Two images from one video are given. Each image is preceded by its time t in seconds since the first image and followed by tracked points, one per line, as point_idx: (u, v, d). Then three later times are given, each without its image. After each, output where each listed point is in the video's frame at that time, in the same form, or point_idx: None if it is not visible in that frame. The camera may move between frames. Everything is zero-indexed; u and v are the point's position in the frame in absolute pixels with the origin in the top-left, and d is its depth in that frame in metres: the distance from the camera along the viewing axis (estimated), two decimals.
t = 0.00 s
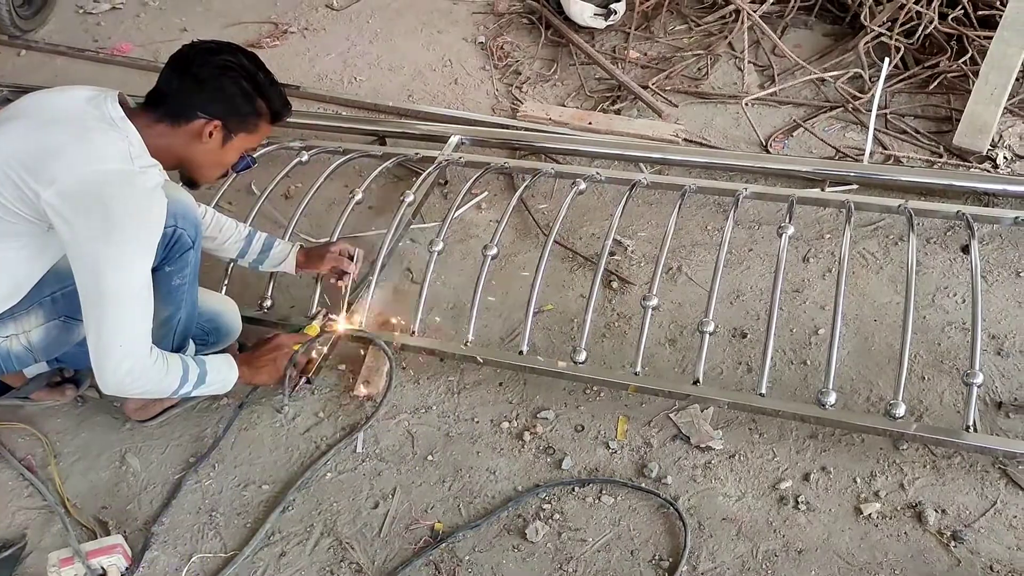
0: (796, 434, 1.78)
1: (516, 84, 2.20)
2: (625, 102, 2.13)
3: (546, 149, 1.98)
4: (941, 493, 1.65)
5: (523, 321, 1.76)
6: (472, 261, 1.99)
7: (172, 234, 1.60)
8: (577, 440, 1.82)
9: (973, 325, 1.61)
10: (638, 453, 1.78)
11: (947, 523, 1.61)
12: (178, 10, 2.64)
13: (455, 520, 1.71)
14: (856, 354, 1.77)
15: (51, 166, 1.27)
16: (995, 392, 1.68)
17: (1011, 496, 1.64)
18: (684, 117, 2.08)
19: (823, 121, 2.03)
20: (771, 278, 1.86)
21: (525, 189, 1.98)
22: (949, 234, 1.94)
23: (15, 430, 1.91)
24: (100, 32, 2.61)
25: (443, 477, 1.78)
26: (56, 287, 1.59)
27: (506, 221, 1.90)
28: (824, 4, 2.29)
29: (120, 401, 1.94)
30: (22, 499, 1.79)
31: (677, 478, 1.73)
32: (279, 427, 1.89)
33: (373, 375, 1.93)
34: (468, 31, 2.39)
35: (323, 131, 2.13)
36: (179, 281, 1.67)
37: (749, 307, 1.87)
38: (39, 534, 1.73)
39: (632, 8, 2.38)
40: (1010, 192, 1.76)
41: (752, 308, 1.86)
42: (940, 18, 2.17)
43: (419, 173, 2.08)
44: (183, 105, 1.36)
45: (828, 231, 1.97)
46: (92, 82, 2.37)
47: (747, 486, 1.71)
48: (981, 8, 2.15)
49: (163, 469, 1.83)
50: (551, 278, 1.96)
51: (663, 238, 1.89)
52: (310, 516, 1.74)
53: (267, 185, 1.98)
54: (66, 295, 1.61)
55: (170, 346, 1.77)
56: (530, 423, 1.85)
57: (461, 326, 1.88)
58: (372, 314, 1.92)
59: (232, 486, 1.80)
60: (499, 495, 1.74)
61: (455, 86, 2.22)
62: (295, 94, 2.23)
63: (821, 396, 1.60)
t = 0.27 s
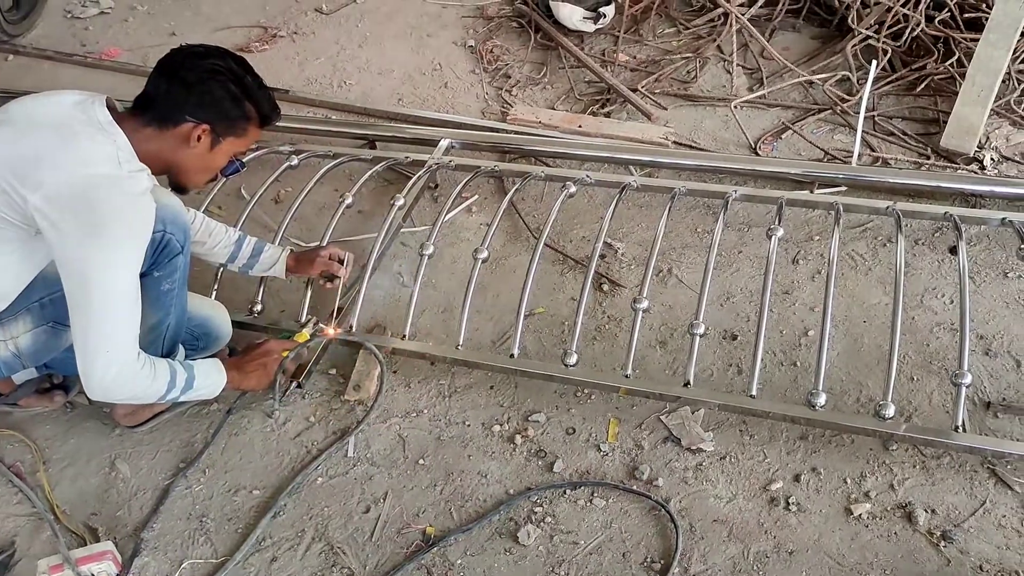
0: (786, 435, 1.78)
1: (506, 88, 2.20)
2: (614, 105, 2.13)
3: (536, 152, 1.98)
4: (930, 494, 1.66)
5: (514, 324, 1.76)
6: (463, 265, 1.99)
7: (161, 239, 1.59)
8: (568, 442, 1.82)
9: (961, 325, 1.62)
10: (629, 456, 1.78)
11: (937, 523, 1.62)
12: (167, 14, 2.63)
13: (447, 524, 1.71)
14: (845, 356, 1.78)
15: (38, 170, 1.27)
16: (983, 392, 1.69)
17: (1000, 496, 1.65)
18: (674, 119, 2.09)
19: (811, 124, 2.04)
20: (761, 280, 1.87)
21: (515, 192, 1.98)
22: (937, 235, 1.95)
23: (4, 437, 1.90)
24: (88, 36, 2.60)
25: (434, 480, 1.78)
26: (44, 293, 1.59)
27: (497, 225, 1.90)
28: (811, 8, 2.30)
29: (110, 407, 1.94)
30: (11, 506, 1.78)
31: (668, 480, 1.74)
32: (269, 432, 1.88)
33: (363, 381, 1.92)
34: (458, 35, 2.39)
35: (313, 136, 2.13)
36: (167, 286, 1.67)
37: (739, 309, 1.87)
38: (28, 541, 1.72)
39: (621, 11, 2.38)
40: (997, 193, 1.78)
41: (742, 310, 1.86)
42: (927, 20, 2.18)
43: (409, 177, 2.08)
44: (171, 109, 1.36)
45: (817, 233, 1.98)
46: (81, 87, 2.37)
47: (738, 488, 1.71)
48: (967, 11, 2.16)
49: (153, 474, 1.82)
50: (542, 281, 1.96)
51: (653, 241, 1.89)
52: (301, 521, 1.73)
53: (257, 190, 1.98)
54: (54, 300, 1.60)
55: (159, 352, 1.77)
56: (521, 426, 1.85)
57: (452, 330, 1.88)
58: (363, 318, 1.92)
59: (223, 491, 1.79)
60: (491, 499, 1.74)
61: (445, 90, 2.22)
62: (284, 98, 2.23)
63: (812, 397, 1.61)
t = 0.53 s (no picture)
0: (772, 436, 1.79)
1: (491, 92, 2.20)
2: (599, 109, 2.14)
3: (521, 157, 1.99)
4: (916, 493, 1.67)
5: (501, 328, 1.76)
6: (449, 269, 1.99)
7: (145, 247, 1.59)
8: (556, 446, 1.82)
9: (944, 325, 1.63)
10: (617, 459, 1.79)
11: (923, 522, 1.63)
12: (151, 21, 2.62)
13: (435, 529, 1.71)
14: (830, 356, 1.79)
15: (20, 179, 1.26)
16: (967, 392, 1.70)
17: (985, 495, 1.66)
18: (659, 123, 2.10)
19: (795, 126, 2.05)
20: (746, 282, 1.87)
21: (501, 196, 1.99)
22: (920, 236, 1.96)
23: None
24: (72, 43, 2.59)
25: (422, 486, 1.78)
26: (27, 301, 1.58)
27: (482, 229, 1.90)
28: (794, 11, 2.32)
29: (95, 415, 1.93)
30: None
31: (656, 483, 1.74)
32: (256, 439, 1.88)
33: (351, 386, 1.93)
34: (443, 40, 2.39)
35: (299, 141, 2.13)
36: (152, 293, 1.66)
37: (725, 311, 1.88)
38: (13, 552, 1.70)
39: (605, 16, 2.39)
40: (979, 194, 1.79)
41: (728, 312, 1.87)
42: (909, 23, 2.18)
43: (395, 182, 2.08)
44: (154, 116, 1.35)
45: (802, 235, 1.99)
46: (64, 93, 2.35)
47: (725, 490, 1.72)
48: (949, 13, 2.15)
49: (139, 483, 1.81)
50: (529, 284, 1.96)
51: (639, 244, 1.90)
52: (289, 528, 1.72)
53: (243, 196, 1.98)
54: (37, 309, 1.60)
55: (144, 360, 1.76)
56: (509, 430, 1.85)
57: (438, 334, 1.88)
58: (350, 324, 1.92)
59: (209, 499, 1.78)
60: (479, 503, 1.74)
61: (430, 94, 2.23)
62: (270, 104, 2.23)
63: (798, 398, 1.62)
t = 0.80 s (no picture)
0: (756, 438, 1.80)
1: (474, 98, 2.21)
2: (582, 114, 2.15)
3: (504, 162, 1.99)
4: (898, 493, 1.68)
5: (485, 334, 1.76)
6: (433, 275, 1.99)
7: (125, 256, 1.58)
8: (542, 451, 1.82)
9: (925, 325, 1.64)
10: (602, 462, 1.79)
11: (906, 521, 1.63)
12: (131, 28, 2.61)
13: (420, 536, 1.70)
14: (813, 358, 1.80)
15: None
16: (948, 391, 1.71)
17: (967, 493, 1.67)
18: (641, 127, 2.11)
19: (776, 129, 2.06)
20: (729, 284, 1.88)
21: (484, 201, 1.99)
22: (900, 237, 1.98)
23: None
24: (52, 51, 2.57)
25: (408, 492, 1.77)
26: (7, 312, 1.55)
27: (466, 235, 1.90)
28: (774, 15, 2.33)
29: (78, 426, 1.91)
30: None
31: (641, 486, 1.74)
32: (240, 448, 1.87)
33: (335, 393, 1.92)
34: (425, 46, 2.39)
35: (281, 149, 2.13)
36: (133, 302, 1.65)
37: (708, 314, 1.89)
38: None
39: (587, 20, 2.40)
40: (958, 195, 1.81)
41: (711, 315, 1.87)
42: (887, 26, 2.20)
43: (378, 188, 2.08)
44: (133, 125, 1.34)
45: (783, 237, 2.00)
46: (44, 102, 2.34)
47: (709, 492, 1.72)
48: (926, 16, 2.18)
49: (122, 494, 1.80)
50: (513, 289, 1.96)
51: (622, 248, 1.91)
52: (273, 537, 1.72)
53: (225, 204, 1.97)
54: (17, 320, 1.57)
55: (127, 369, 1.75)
56: (494, 436, 1.85)
57: (423, 340, 1.88)
58: (334, 331, 1.91)
59: (193, 509, 1.77)
60: (464, 509, 1.74)
61: (413, 100, 2.23)
62: (251, 111, 2.22)
63: (781, 399, 1.62)
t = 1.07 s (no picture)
0: (740, 439, 1.81)
1: (456, 102, 2.21)
2: (564, 117, 2.15)
3: (487, 166, 1.99)
4: (881, 492, 1.69)
5: (469, 338, 1.76)
6: (417, 280, 1.99)
7: (106, 265, 1.56)
8: (527, 455, 1.82)
9: (905, 325, 1.65)
10: (587, 466, 1.79)
11: (889, 520, 1.64)
12: (111, 35, 2.60)
13: (406, 542, 1.70)
14: (796, 358, 1.81)
15: None
16: (930, 390, 1.72)
17: (949, 491, 1.68)
18: (622, 130, 2.11)
19: (756, 131, 2.07)
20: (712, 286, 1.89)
21: (467, 206, 1.99)
22: (881, 237, 1.99)
23: None
24: (30, 59, 2.55)
25: (393, 498, 1.77)
26: None
27: (449, 240, 1.90)
28: (754, 17, 2.34)
29: (59, 436, 1.90)
30: None
31: (626, 489, 1.74)
32: (224, 456, 1.86)
33: (319, 400, 1.92)
34: (407, 50, 2.39)
35: (263, 155, 2.12)
36: (114, 311, 1.64)
37: (692, 316, 1.89)
38: None
39: (568, 24, 2.40)
40: (937, 195, 1.82)
41: (694, 317, 1.88)
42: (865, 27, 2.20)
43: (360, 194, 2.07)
44: (113, 133, 1.33)
45: (765, 238, 2.01)
46: (22, 110, 2.32)
47: (694, 494, 1.72)
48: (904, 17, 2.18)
49: (105, 504, 1.79)
50: (497, 293, 1.96)
51: (605, 251, 1.91)
52: (258, 545, 1.71)
53: (206, 211, 1.96)
54: None
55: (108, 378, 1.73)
56: (479, 440, 1.85)
57: (407, 346, 1.88)
58: (317, 338, 1.91)
59: (177, 518, 1.76)
60: (450, 514, 1.73)
61: (395, 105, 2.23)
62: (232, 117, 2.21)
63: (764, 400, 1.63)
